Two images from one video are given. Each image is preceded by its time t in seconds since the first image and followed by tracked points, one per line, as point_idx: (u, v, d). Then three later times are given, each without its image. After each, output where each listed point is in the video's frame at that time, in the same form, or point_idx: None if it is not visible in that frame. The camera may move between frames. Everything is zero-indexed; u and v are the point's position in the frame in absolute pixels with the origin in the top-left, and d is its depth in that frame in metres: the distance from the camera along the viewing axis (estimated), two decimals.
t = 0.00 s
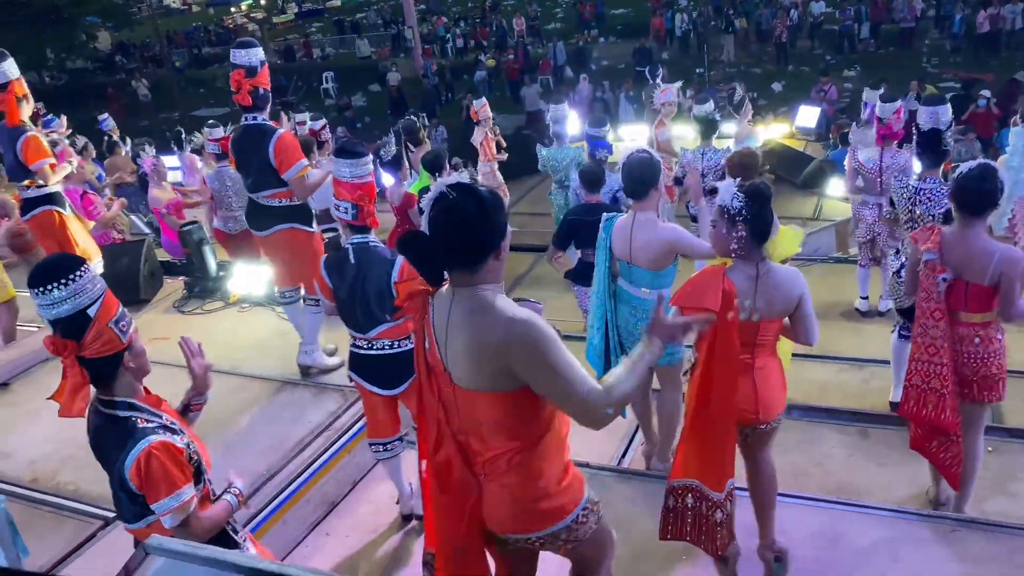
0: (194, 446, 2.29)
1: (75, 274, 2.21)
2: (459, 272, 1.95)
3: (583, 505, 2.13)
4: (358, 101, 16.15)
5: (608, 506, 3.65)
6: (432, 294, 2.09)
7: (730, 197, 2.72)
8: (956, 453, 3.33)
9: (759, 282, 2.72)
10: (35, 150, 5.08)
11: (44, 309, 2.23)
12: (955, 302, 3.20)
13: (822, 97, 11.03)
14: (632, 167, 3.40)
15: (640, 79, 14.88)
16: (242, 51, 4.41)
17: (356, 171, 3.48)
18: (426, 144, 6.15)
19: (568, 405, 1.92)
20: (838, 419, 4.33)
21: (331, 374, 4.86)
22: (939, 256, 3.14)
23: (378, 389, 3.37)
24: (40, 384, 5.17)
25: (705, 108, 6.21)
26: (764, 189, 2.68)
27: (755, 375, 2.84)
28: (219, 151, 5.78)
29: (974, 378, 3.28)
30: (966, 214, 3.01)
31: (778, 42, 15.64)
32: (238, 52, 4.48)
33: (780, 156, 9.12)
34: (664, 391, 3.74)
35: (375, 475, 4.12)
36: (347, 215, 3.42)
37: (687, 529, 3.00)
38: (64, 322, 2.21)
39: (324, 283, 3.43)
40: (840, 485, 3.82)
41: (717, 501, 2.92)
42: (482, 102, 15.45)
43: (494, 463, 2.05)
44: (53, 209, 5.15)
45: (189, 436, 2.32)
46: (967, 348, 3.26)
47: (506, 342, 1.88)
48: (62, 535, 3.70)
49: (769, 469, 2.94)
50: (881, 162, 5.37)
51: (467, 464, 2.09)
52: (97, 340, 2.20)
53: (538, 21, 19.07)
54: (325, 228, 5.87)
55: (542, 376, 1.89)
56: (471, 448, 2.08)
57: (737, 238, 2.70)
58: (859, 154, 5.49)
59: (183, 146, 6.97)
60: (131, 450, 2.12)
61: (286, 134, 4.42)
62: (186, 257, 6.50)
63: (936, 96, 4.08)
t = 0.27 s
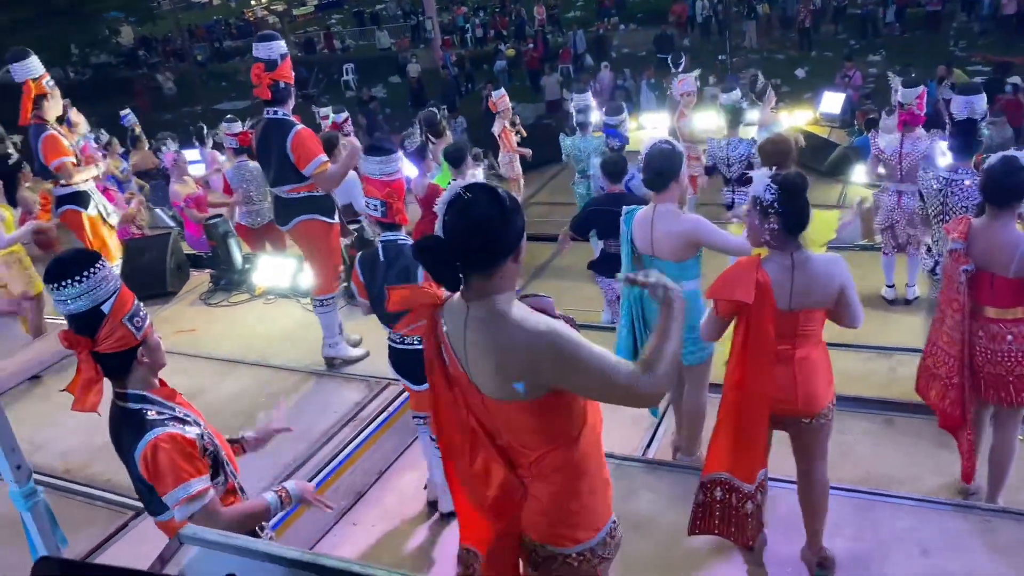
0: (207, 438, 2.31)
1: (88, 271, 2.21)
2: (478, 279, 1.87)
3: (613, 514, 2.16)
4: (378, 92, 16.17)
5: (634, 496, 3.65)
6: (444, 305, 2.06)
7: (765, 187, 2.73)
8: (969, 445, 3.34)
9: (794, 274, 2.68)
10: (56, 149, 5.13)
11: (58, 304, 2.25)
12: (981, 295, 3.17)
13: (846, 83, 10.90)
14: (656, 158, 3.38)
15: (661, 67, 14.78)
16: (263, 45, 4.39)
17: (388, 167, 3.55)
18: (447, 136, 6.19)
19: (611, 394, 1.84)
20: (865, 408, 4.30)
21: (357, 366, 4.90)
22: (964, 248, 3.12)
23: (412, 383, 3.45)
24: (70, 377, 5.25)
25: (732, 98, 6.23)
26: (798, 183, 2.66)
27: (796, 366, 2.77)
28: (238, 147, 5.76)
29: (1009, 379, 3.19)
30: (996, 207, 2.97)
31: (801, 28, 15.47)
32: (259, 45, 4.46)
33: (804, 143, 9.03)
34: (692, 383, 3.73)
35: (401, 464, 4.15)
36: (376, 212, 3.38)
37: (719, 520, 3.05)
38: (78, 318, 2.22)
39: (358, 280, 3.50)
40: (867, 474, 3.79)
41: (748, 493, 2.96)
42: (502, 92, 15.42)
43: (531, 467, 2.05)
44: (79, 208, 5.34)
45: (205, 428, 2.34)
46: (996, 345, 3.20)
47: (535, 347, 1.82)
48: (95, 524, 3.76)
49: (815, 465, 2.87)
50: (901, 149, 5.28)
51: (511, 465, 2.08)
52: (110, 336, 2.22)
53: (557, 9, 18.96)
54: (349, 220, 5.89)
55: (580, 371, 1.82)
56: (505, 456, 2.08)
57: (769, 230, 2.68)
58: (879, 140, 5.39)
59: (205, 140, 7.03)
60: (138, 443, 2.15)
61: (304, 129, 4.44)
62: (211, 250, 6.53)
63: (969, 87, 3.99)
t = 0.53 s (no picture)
0: (198, 444, 2.32)
1: (88, 269, 2.26)
2: (484, 282, 1.86)
3: (609, 531, 2.11)
4: (380, 86, 16.16)
5: (636, 490, 3.66)
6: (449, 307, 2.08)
7: (783, 183, 2.69)
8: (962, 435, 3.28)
9: (813, 267, 2.66)
10: (52, 143, 5.13)
11: (52, 306, 2.26)
12: (987, 285, 3.15)
13: (849, 73, 10.85)
14: (655, 154, 3.36)
15: (664, 58, 14.73)
16: (263, 40, 4.37)
17: (392, 159, 3.57)
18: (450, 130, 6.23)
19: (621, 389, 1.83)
20: (868, 400, 4.29)
21: (360, 361, 4.90)
22: (968, 235, 3.12)
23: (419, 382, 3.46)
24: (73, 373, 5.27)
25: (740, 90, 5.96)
26: (818, 176, 2.64)
27: (822, 363, 2.78)
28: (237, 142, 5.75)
29: (1012, 369, 3.16)
30: (1000, 195, 2.97)
31: (804, 18, 15.41)
32: (258, 40, 4.44)
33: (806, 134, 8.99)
34: (693, 378, 3.70)
35: (404, 458, 4.16)
36: (384, 205, 3.43)
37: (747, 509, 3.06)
38: (72, 317, 2.24)
39: (364, 272, 3.46)
40: (870, 466, 3.79)
41: (778, 485, 2.95)
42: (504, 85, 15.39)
43: (524, 484, 2.01)
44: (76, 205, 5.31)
45: (196, 435, 2.36)
46: (1000, 335, 3.16)
47: (542, 347, 1.82)
48: (99, 520, 3.78)
49: (831, 463, 2.87)
50: (901, 141, 5.29)
51: (492, 490, 2.06)
52: (106, 335, 2.24)
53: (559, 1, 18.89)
54: (348, 216, 5.88)
55: (585, 370, 1.81)
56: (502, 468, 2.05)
57: (789, 226, 2.68)
58: (878, 132, 5.39)
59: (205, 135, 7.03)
60: (132, 445, 2.16)
61: (299, 125, 4.42)
62: (212, 246, 6.53)
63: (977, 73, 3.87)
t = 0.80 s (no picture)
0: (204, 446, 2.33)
1: (83, 274, 2.24)
2: (486, 292, 1.85)
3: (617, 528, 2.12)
4: (380, 84, 16.15)
5: (640, 485, 3.66)
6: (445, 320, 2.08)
7: (809, 176, 2.66)
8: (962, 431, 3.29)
9: (833, 254, 2.67)
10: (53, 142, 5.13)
11: (51, 315, 2.23)
12: (992, 281, 3.14)
13: (850, 69, 10.84)
14: (657, 154, 3.37)
15: (664, 54, 14.71)
16: (262, 38, 4.37)
17: (402, 157, 3.56)
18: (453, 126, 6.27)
19: (624, 404, 1.83)
20: (871, 395, 4.29)
21: (362, 358, 4.90)
22: (974, 231, 3.11)
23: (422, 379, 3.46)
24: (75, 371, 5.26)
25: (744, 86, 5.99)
26: (839, 171, 2.69)
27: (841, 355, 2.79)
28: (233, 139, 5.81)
29: (1017, 366, 3.17)
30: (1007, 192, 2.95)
31: (804, 13, 15.39)
32: (258, 39, 4.44)
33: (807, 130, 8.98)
34: (699, 373, 3.73)
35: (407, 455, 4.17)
36: (392, 203, 3.45)
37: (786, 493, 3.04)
38: (74, 324, 2.22)
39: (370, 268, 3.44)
40: (874, 460, 3.79)
41: (816, 477, 2.92)
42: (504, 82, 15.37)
43: (535, 489, 2.00)
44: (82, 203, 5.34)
45: (199, 437, 2.36)
46: (1005, 331, 3.17)
47: (546, 357, 1.82)
48: (103, 518, 3.78)
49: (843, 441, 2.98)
50: (902, 135, 5.27)
51: (503, 498, 2.03)
52: (109, 340, 2.24)
53: None
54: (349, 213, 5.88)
55: (589, 382, 1.81)
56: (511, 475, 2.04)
57: (811, 220, 2.67)
58: (879, 128, 5.36)
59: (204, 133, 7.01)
60: (141, 453, 2.16)
61: (299, 125, 4.43)
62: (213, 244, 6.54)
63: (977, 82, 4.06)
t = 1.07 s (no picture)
0: (205, 445, 2.32)
1: (76, 274, 2.24)
2: (476, 289, 1.85)
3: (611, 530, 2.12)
4: (382, 87, 16.17)
5: (640, 487, 3.66)
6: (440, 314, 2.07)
7: (811, 179, 2.66)
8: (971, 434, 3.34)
9: (831, 255, 2.68)
10: (54, 145, 5.14)
11: (52, 314, 2.23)
12: (993, 283, 3.15)
13: (851, 71, 10.85)
14: (659, 155, 3.38)
15: (665, 57, 14.73)
16: (263, 42, 4.39)
17: (402, 158, 3.60)
18: (455, 129, 6.29)
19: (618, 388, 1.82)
20: (871, 396, 4.29)
21: (364, 360, 4.91)
22: (976, 232, 3.11)
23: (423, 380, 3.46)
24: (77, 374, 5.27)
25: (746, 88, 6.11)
26: (841, 175, 2.69)
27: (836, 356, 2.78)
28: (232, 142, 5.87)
29: (1017, 367, 3.18)
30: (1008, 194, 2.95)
31: (805, 15, 15.41)
32: (259, 42, 4.46)
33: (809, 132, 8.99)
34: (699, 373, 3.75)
35: (408, 457, 4.17)
36: (393, 206, 3.46)
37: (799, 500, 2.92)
38: (74, 323, 2.22)
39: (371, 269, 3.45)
40: (874, 462, 3.80)
41: (830, 483, 2.81)
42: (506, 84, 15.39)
43: (527, 484, 2.00)
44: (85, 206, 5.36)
45: (202, 435, 2.37)
46: (1005, 333, 3.17)
47: (535, 350, 1.82)
48: (105, 520, 3.79)
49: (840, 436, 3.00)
50: (904, 137, 5.28)
51: (494, 491, 2.04)
52: (110, 337, 2.25)
53: None
54: (351, 215, 5.89)
55: (581, 370, 1.80)
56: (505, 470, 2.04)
57: (812, 222, 2.67)
58: (881, 129, 5.37)
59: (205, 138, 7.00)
60: (138, 452, 2.16)
61: (297, 129, 4.43)
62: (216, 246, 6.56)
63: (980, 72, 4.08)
